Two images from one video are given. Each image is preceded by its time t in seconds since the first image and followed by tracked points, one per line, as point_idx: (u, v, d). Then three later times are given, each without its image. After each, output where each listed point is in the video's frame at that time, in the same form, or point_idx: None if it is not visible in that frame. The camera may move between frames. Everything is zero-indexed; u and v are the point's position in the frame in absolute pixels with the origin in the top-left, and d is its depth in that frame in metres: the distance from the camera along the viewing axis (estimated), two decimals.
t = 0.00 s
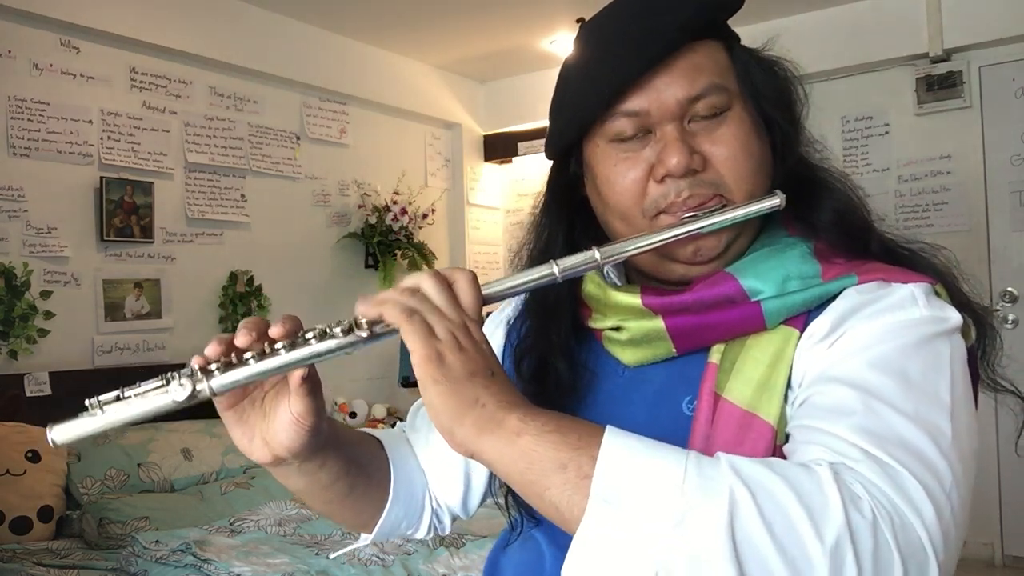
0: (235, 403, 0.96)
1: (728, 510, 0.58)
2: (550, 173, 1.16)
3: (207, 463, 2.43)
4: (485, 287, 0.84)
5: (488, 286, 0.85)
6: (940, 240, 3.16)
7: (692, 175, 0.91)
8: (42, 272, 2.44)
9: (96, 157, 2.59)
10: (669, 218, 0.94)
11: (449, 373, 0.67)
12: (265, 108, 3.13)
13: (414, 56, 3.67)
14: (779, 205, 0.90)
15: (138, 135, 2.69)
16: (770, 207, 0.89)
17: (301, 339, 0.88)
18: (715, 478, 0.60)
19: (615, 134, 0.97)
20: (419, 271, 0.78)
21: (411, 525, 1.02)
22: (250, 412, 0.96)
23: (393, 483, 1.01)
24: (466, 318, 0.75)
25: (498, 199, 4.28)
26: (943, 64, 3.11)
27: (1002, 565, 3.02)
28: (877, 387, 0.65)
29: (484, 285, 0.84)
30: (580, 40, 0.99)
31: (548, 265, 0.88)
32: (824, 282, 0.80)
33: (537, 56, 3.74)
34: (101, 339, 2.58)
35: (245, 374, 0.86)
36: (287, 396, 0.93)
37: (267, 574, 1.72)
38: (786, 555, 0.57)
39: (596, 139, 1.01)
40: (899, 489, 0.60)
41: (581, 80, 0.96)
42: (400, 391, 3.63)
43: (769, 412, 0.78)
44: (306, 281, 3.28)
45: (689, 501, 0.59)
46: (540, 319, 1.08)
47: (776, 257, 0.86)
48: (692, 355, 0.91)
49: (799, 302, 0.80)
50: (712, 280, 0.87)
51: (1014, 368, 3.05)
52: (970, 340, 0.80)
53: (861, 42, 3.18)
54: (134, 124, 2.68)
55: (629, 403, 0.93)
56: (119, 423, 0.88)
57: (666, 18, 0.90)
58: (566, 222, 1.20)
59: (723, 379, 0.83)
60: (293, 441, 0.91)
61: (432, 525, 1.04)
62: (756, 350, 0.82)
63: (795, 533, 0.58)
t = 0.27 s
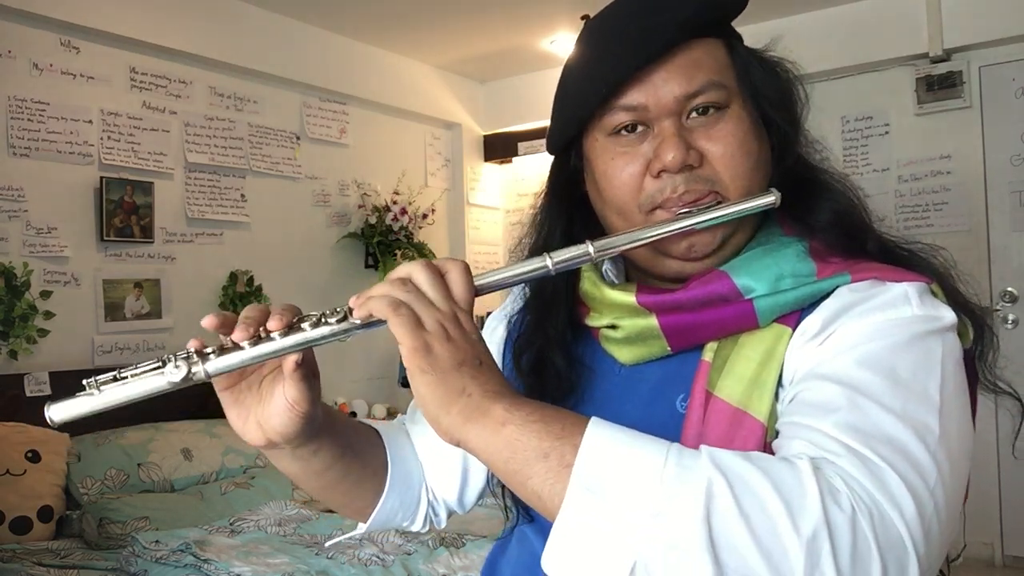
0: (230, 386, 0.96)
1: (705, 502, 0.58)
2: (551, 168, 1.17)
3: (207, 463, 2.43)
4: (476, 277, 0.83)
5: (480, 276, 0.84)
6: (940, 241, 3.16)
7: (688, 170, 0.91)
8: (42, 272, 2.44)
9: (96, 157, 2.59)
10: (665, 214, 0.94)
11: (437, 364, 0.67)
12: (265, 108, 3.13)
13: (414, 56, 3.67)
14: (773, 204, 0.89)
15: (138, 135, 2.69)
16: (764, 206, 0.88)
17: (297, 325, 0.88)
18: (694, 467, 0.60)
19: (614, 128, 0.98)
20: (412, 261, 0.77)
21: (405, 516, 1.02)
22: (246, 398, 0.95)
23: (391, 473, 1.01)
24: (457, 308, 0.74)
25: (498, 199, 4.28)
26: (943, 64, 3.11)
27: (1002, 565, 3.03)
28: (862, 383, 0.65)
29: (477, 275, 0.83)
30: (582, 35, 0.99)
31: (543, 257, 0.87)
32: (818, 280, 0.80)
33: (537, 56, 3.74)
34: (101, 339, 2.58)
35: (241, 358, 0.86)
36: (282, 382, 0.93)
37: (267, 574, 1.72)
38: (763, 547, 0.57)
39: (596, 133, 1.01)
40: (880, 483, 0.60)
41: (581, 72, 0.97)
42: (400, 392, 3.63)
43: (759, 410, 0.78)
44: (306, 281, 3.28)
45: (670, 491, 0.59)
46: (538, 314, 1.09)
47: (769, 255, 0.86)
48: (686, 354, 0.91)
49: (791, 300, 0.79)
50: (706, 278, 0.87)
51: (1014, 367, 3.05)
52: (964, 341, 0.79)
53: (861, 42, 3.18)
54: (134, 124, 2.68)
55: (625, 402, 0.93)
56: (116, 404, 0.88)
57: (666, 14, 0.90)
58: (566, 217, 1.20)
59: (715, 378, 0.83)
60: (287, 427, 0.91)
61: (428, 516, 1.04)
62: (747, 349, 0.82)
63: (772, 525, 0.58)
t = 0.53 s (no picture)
0: (225, 348, 0.97)
1: (679, 490, 0.58)
2: (563, 157, 1.17)
3: (207, 464, 2.43)
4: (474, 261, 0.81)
5: (480, 260, 0.83)
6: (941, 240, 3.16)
7: (696, 157, 0.91)
8: (42, 272, 2.44)
9: (96, 157, 2.59)
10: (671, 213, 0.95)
11: (427, 342, 0.66)
12: (265, 108, 3.13)
13: (415, 56, 3.67)
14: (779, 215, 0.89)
15: (138, 135, 2.69)
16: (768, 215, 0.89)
17: (294, 293, 0.89)
18: (674, 455, 0.60)
19: (625, 112, 0.98)
20: (410, 239, 0.76)
21: (391, 495, 1.02)
22: (239, 361, 0.96)
23: (379, 450, 1.01)
24: (452, 289, 0.73)
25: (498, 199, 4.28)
26: (943, 64, 3.11)
27: (1002, 565, 3.02)
28: (847, 380, 0.65)
29: (477, 258, 0.82)
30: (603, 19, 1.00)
31: (543, 247, 0.87)
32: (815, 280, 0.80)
33: (537, 57, 3.74)
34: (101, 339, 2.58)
35: (237, 318, 0.87)
36: (275, 349, 0.93)
37: (267, 574, 1.72)
38: (734, 538, 0.57)
39: (607, 118, 1.01)
40: (856, 479, 0.59)
41: (598, 50, 0.97)
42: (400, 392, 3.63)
43: (750, 406, 0.78)
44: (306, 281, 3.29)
45: (650, 479, 0.59)
46: (541, 304, 1.09)
47: (769, 255, 0.86)
48: (684, 351, 0.90)
49: (786, 299, 0.79)
50: (705, 278, 0.88)
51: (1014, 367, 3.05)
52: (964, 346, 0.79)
53: (861, 42, 3.18)
54: (134, 124, 2.68)
55: (622, 397, 0.93)
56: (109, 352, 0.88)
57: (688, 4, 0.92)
58: (575, 206, 1.19)
59: (708, 375, 0.83)
60: (276, 395, 0.92)
61: (415, 498, 1.04)
62: (741, 347, 0.82)
63: (745, 517, 0.58)
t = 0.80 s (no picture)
0: (233, 313, 0.96)
1: (692, 465, 0.57)
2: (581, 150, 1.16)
3: (207, 464, 2.43)
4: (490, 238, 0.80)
5: (495, 238, 0.81)
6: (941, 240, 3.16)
7: (716, 163, 0.91)
8: (42, 272, 2.44)
9: (96, 157, 2.59)
10: (686, 204, 0.94)
11: (441, 310, 0.65)
12: (265, 108, 3.12)
13: (414, 56, 3.67)
14: (793, 209, 0.88)
15: (138, 135, 2.69)
16: (784, 210, 0.88)
17: (307, 258, 0.86)
18: (686, 430, 0.59)
19: (649, 114, 0.98)
20: (429, 208, 0.74)
21: (384, 479, 1.02)
22: (246, 326, 0.95)
23: (377, 430, 1.01)
24: (468, 262, 0.71)
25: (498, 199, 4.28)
26: (943, 64, 3.10)
27: (1002, 565, 3.02)
28: (857, 369, 0.65)
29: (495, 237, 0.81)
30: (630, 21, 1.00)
31: (558, 228, 0.86)
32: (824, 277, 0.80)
33: (537, 57, 3.74)
34: (101, 339, 2.58)
35: (247, 280, 0.84)
36: (284, 315, 0.92)
37: (267, 574, 1.72)
38: (746, 515, 0.56)
39: (629, 117, 1.01)
40: (867, 463, 0.59)
41: (625, 50, 0.97)
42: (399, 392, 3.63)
43: (758, 399, 0.78)
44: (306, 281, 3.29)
45: (661, 453, 0.57)
46: (554, 290, 1.07)
47: (779, 251, 0.85)
48: (691, 345, 0.90)
49: (796, 295, 0.79)
50: (716, 271, 0.87)
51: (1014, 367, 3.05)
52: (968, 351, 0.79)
53: (862, 41, 3.18)
54: (134, 124, 2.68)
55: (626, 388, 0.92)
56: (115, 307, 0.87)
57: (714, 10, 0.92)
58: (592, 199, 1.18)
59: (715, 367, 0.83)
60: (281, 363, 0.91)
61: (407, 484, 1.04)
62: (748, 340, 0.82)
63: (757, 495, 0.57)
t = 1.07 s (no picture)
0: (249, 303, 0.97)
1: (719, 447, 0.58)
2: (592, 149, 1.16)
3: (207, 464, 2.43)
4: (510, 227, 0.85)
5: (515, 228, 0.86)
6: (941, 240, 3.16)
7: (729, 160, 0.92)
8: (42, 272, 2.44)
9: (96, 157, 2.59)
10: (700, 200, 0.94)
11: (464, 293, 0.69)
12: (265, 108, 3.12)
13: (414, 56, 3.67)
14: (806, 207, 0.89)
15: (138, 135, 2.69)
16: (796, 206, 0.89)
17: (328, 244, 0.90)
18: (711, 417, 0.60)
19: (662, 112, 0.97)
20: (452, 194, 0.79)
21: (391, 479, 1.02)
22: (262, 315, 0.96)
23: (385, 429, 1.01)
24: (489, 249, 0.76)
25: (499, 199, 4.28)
26: (943, 64, 3.11)
27: (1002, 565, 3.02)
28: (875, 358, 0.66)
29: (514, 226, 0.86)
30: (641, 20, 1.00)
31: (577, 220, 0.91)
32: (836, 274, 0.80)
33: (537, 57, 3.74)
34: (101, 339, 2.58)
35: (270, 264, 0.88)
36: (300, 304, 0.93)
37: (266, 574, 1.72)
38: (772, 496, 0.57)
39: (642, 115, 1.01)
40: (889, 448, 0.60)
41: (638, 48, 0.97)
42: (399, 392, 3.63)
43: (772, 393, 0.78)
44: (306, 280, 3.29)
45: (687, 438, 0.59)
46: (569, 289, 1.06)
47: (792, 249, 0.86)
48: (704, 340, 0.90)
49: (809, 291, 0.80)
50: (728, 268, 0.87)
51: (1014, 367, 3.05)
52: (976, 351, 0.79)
53: (863, 41, 3.18)
54: (134, 124, 2.68)
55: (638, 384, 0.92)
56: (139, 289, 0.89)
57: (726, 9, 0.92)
58: (604, 198, 1.17)
59: (728, 362, 0.83)
60: (298, 352, 0.92)
61: (414, 485, 1.03)
62: (761, 336, 0.82)
63: (783, 477, 0.58)
